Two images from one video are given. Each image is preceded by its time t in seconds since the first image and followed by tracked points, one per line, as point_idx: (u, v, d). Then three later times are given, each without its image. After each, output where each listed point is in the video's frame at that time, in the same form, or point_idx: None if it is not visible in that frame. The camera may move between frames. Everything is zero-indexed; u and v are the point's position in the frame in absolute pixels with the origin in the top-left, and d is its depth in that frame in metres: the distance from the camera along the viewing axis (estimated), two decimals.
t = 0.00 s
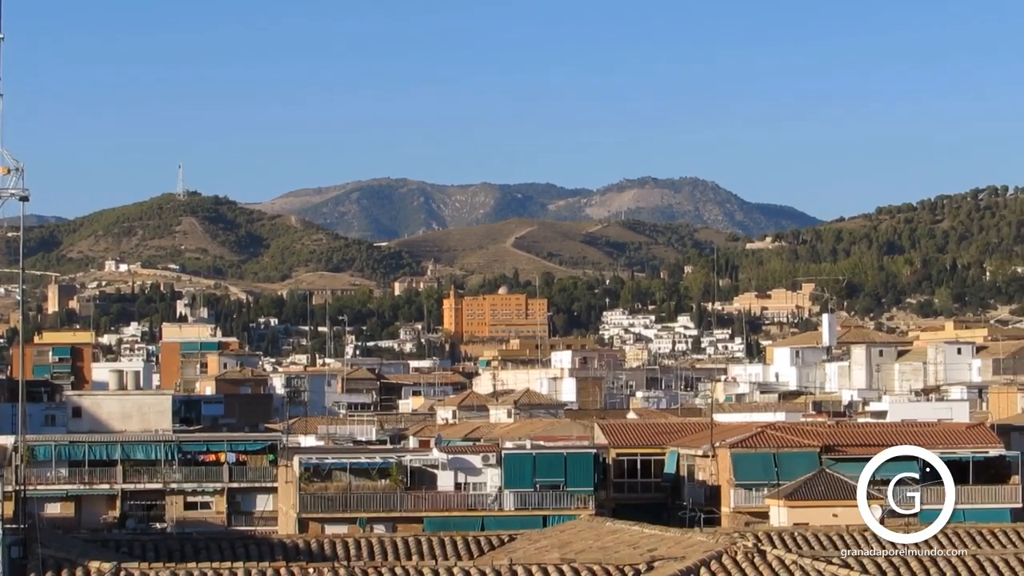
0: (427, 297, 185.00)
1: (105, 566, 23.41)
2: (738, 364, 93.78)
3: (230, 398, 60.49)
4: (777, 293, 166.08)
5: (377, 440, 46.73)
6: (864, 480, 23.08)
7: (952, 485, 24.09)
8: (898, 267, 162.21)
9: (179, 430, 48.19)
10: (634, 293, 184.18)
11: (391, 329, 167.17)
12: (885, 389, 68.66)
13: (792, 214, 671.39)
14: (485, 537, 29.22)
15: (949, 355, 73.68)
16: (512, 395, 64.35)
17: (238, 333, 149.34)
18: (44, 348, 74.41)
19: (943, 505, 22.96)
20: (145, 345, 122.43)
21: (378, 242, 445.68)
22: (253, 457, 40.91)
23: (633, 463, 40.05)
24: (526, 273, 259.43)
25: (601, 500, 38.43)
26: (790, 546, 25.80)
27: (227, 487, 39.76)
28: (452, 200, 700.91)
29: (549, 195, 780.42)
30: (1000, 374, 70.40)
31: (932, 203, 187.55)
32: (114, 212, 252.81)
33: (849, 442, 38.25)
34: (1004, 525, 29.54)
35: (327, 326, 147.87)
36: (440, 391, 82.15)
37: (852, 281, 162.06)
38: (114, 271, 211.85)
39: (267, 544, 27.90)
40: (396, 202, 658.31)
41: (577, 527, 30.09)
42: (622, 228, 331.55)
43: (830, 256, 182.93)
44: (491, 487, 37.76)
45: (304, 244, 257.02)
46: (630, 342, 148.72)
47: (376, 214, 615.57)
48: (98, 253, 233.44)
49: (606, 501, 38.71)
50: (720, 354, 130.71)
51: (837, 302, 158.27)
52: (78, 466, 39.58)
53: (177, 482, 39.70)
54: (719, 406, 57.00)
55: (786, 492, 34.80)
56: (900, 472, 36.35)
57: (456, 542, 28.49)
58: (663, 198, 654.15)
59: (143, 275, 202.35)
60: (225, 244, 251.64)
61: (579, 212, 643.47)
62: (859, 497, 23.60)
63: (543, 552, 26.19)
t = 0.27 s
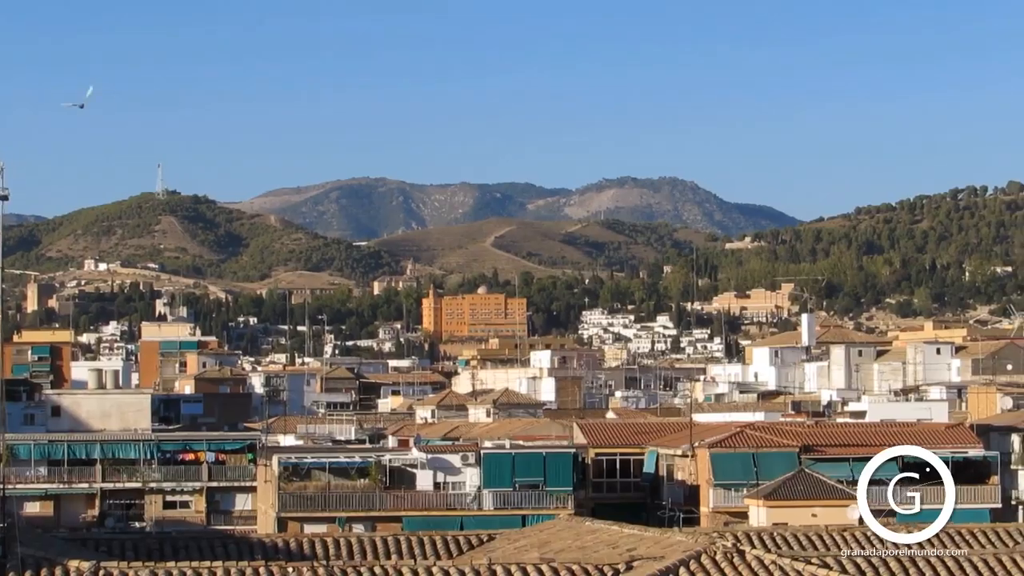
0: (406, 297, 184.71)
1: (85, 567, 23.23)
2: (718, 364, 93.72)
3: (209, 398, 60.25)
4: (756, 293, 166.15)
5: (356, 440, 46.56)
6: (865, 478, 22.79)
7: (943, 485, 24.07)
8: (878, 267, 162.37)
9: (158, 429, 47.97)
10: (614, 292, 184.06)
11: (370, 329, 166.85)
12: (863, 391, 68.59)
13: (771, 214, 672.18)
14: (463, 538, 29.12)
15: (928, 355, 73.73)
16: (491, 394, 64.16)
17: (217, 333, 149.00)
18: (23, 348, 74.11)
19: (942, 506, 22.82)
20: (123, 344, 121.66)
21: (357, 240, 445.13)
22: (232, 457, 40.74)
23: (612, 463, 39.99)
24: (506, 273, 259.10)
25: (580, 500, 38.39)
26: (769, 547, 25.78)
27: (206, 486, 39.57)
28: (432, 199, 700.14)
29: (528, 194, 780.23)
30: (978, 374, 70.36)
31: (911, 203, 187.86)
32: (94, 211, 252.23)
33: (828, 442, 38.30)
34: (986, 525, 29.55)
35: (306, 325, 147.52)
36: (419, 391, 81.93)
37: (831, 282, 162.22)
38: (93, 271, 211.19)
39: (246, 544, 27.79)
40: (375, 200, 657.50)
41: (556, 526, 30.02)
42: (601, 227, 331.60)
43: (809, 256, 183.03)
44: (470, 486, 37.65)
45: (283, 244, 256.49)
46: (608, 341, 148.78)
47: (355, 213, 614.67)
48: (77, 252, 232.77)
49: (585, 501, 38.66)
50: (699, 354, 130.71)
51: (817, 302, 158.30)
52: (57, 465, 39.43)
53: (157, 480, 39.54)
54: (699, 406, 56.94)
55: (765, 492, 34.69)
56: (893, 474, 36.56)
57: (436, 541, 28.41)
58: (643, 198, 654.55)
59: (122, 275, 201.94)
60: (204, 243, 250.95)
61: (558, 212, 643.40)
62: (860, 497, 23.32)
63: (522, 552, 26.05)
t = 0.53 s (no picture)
0: (395, 297, 184.69)
1: (73, 565, 23.10)
2: (707, 364, 93.68)
3: (198, 398, 60.18)
4: (745, 293, 166.44)
5: (345, 441, 46.44)
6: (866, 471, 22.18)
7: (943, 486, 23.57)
8: (867, 267, 162.56)
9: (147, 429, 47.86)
10: (603, 292, 184.06)
11: (359, 329, 166.65)
12: (853, 391, 68.51)
13: (759, 214, 672.65)
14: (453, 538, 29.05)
15: (917, 355, 73.81)
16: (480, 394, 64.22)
17: (206, 333, 148.92)
18: (13, 349, 74.07)
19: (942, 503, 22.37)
20: (113, 344, 121.11)
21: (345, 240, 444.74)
22: (222, 456, 40.65)
23: (601, 463, 39.89)
24: (495, 274, 258.87)
25: (569, 501, 38.40)
26: (759, 547, 25.80)
27: (195, 486, 39.49)
28: (420, 199, 699.94)
29: (517, 194, 780.26)
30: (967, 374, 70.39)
31: (899, 203, 188.19)
32: (82, 211, 252.20)
33: (816, 443, 38.40)
34: (980, 526, 29.57)
35: (295, 325, 147.30)
36: (408, 392, 81.83)
37: (820, 282, 162.56)
38: (82, 271, 210.90)
39: (235, 544, 27.70)
40: (364, 200, 657.08)
41: (546, 527, 29.94)
42: (590, 228, 331.76)
43: (798, 256, 183.27)
44: (459, 487, 37.60)
45: (272, 244, 256.26)
46: (597, 342, 148.86)
47: (344, 213, 614.24)
48: (67, 253, 232.55)
49: (574, 502, 38.66)
50: (688, 354, 130.61)
51: (806, 303, 158.47)
52: (46, 466, 39.39)
53: (146, 481, 39.49)
54: (689, 406, 56.79)
55: (754, 493, 34.78)
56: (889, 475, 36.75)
57: (424, 542, 28.33)
58: (631, 198, 654.67)
59: (111, 274, 201.86)
60: (194, 243, 250.91)
61: (548, 213, 643.80)
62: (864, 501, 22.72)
63: (511, 553, 25.97)
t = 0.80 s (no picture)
0: (385, 300, 184.38)
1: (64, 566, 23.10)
2: (697, 367, 93.49)
3: (187, 402, 60.02)
4: (734, 297, 166.51)
5: (335, 443, 46.35)
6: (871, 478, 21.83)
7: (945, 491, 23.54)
8: (856, 270, 162.51)
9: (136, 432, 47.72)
10: (592, 296, 183.86)
11: (348, 332, 166.25)
12: (842, 393, 68.48)
13: (748, 217, 672.76)
14: (445, 541, 28.97)
15: (906, 359, 73.74)
16: (469, 398, 64.20)
17: (195, 335, 148.64)
18: (1, 351, 73.89)
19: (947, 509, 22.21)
20: (102, 347, 120.61)
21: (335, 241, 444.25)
22: (211, 459, 40.60)
23: (590, 466, 39.91)
24: (484, 276, 258.43)
25: (559, 504, 38.35)
26: (747, 551, 25.83)
27: (185, 489, 39.48)
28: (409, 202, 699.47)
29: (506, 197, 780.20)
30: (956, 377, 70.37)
31: (889, 206, 188.26)
32: (72, 213, 252.06)
33: (806, 446, 38.47)
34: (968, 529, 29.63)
35: (284, 328, 146.97)
36: (397, 394, 81.67)
37: (810, 285, 162.63)
38: (71, 273, 210.40)
39: (225, 547, 27.63)
40: (353, 203, 656.52)
41: (535, 530, 29.92)
42: (580, 230, 331.60)
43: (787, 259, 183.24)
44: (448, 490, 37.60)
45: (261, 246, 255.73)
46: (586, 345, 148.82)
47: (333, 215, 613.61)
48: (56, 255, 232.00)
49: (563, 505, 38.62)
50: (677, 357, 130.63)
51: (795, 305, 158.52)
52: (36, 468, 39.31)
53: (135, 483, 39.45)
54: (679, 410, 56.80)
55: (745, 496, 34.73)
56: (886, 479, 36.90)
57: (415, 545, 28.30)
58: (620, 202, 654.83)
59: (100, 277, 201.64)
60: (182, 245, 250.33)
61: (537, 215, 643.68)
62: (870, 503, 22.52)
63: (499, 556, 25.95)
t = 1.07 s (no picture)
0: (375, 301, 184.37)
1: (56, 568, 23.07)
2: (688, 369, 93.47)
3: (177, 403, 60.00)
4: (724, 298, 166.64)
5: (325, 445, 46.28)
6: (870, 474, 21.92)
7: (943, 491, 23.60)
8: (846, 271, 162.65)
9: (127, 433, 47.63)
10: (582, 296, 183.83)
11: (338, 333, 166.15)
12: (832, 395, 68.57)
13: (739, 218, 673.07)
14: (435, 542, 28.91)
15: (896, 360, 73.80)
16: (458, 399, 64.21)
17: (185, 337, 148.58)
18: None
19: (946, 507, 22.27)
20: (92, 348, 120.56)
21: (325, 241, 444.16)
22: (202, 460, 40.57)
23: (580, 467, 39.97)
24: (474, 278, 258.41)
25: (549, 504, 38.33)
26: (737, 552, 25.83)
27: (175, 490, 39.45)
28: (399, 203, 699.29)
29: (496, 198, 780.15)
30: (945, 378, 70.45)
31: (879, 207, 188.45)
32: (62, 214, 251.95)
33: (796, 447, 38.57)
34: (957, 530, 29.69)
35: (275, 329, 146.86)
36: (387, 396, 81.67)
37: (800, 286, 162.82)
38: (61, 275, 210.24)
39: (215, 548, 27.59)
40: (344, 204, 656.17)
41: (525, 531, 29.88)
42: (570, 231, 331.64)
43: (778, 261, 183.34)
44: (438, 491, 37.62)
45: (252, 248, 255.54)
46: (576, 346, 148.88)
47: (323, 216, 613.47)
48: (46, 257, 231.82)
49: (554, 505, 38.60)
50: (667, 358, 130.84)
51: (784, 306, 158.68)
52: (26, 469, 39.25)
53: (125, 485, 39.41)
54: (668, 411, 56.79)
55: (734, 497, 34.75)
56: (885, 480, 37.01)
57: (404, 546, 28.31)
58: (611, 203, 655.20)
59: (91, 278, 201.48)
60: (172, 246, 250.00)
61: (528, 216, 643.62)
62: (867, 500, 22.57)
63: (490, 557, 25.98)
